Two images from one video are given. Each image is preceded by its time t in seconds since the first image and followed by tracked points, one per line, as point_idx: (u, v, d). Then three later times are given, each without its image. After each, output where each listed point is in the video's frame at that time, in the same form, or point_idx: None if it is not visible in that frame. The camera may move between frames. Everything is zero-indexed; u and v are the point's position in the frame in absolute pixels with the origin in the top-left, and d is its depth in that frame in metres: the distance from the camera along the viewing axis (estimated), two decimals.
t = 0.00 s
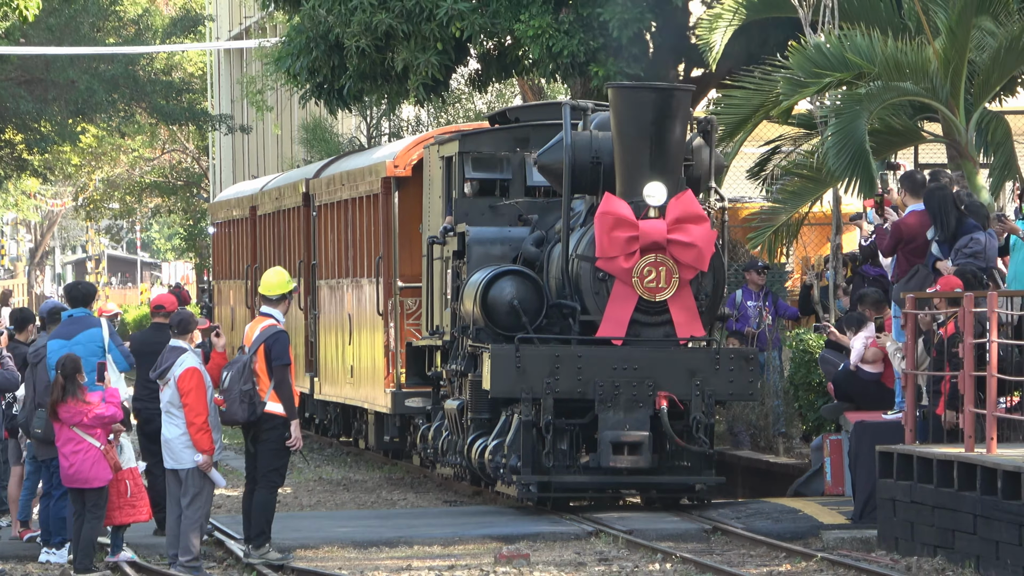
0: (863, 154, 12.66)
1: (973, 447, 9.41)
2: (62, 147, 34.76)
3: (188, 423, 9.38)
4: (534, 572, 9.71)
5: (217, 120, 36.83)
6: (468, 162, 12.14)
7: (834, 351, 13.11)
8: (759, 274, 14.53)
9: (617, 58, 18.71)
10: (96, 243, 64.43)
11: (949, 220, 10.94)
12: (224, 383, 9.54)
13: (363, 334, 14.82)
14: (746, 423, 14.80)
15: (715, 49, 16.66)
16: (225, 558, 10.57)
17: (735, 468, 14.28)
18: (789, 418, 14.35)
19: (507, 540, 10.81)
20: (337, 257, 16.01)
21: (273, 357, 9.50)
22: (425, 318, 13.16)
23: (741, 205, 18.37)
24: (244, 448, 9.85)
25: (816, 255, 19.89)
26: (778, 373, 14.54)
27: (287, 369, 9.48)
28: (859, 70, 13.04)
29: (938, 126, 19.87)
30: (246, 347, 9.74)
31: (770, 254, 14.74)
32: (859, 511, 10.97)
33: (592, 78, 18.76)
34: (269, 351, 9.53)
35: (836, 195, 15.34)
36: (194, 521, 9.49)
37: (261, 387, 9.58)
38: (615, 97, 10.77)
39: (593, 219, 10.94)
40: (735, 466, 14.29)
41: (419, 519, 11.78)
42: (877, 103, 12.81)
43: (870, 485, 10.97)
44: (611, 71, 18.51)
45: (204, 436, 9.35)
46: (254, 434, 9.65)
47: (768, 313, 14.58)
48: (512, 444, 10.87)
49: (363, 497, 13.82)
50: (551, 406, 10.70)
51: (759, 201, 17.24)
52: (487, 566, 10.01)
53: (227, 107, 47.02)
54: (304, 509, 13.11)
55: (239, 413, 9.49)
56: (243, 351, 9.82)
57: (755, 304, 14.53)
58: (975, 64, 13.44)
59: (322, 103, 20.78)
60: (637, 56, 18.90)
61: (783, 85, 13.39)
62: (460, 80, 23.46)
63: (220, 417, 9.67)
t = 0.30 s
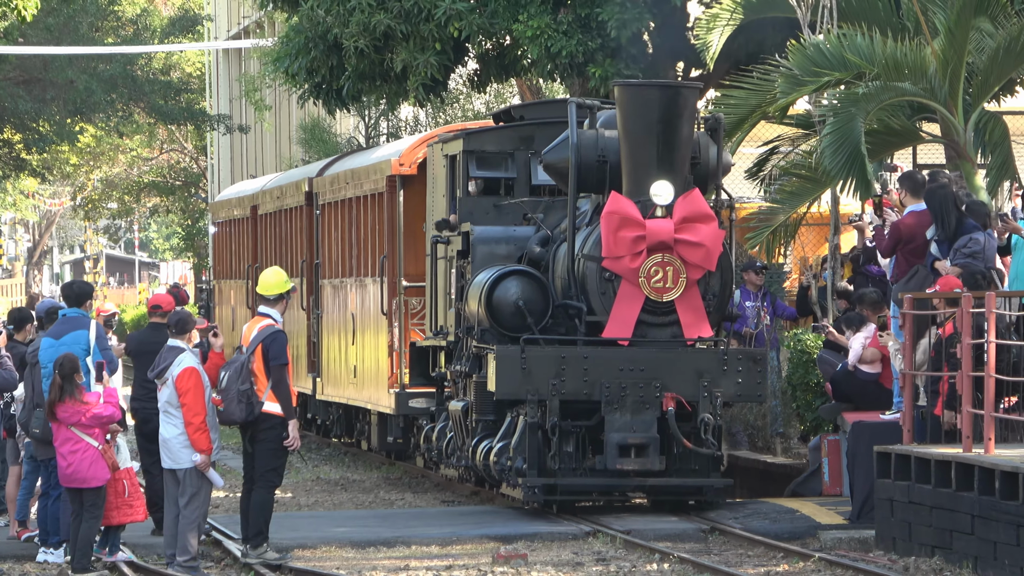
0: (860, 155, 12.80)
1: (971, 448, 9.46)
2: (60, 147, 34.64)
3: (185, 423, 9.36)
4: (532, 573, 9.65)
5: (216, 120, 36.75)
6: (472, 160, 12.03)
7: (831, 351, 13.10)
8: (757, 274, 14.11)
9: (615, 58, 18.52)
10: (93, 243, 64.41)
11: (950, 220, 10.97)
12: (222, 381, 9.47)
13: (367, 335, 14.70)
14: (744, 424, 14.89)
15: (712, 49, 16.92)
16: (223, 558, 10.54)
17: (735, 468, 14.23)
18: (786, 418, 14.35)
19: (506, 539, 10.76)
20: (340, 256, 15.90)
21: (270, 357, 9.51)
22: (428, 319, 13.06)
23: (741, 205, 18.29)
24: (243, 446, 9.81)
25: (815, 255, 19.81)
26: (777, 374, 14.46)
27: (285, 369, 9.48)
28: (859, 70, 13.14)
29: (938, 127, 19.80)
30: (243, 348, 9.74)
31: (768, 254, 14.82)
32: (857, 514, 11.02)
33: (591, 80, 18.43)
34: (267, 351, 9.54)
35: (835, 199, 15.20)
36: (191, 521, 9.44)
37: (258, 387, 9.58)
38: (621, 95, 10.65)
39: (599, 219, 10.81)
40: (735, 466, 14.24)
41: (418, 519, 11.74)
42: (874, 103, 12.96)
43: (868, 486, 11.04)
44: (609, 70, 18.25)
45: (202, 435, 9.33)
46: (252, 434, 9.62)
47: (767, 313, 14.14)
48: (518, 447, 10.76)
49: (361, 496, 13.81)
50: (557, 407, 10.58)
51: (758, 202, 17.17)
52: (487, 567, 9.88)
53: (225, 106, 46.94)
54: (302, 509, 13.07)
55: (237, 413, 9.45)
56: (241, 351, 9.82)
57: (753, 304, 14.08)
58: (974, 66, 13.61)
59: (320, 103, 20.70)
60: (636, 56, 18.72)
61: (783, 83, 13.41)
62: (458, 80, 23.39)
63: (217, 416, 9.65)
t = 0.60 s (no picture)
0: (860, 154, 12.84)
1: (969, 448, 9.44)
2: (57, 146, 34.51)
3: (183, 423, 9.30)
4: (530, 573, 9.60)
5: (213, 119, 36.63)
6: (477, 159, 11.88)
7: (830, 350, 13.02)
8: (756, 274, 14.06)
9: (613, 59, 18.25)
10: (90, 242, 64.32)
11: (950, 220, 10.99)
12: (220, 381, 9.44)
13: (370, 334, 14.55)
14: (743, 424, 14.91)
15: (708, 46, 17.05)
16: (220, 558, 10.51)
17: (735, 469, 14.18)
18: (784, 418, 14.31)
19: (504, 540, 10.71)
20: (343, 255, 15.77)
21: (268, 356, 9.50)
22: (433, 320, 12.97)
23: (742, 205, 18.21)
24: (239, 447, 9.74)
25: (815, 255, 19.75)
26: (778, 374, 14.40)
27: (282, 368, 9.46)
28: (856, 70, 13.31)
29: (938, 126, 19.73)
30: (240, 347, 9.70)
31: (766, 255, 14.66)
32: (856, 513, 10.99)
33: (589, 80, 18.25)
34: (264, 350, 9.52)
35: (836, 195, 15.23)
36: (188, 520, 9.42)
37: (255, 386, 9.54)
38: (627, 92, 10.51)
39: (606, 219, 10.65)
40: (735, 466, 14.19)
41: (416, 520, 11.70)
42: (873, 103, 13.04)
43: (866, 485, 10.99)
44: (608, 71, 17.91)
45: (200, 435, 9.26)
46: (249, 433, 9.58)
47: (764, 313, 13.99)
48: (523, 449, 10.63)
49: (359, 496, 13.78)
50: (562, 410, 10.43)
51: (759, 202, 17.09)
52: (484, 566, 9.82)
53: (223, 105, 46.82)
54: (299, 509, 13.02)
55: (235, 413, 9.41)
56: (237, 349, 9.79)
57: (751, 304, 13.95)
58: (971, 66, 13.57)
59: (318, 103, 20.60)
60: (634, 57, 18.31)
61: (779, 85, 13.60)
62: (456, 80, 23.31)
63: (215, 416, 9.64)
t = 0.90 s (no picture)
0: (860, 154, 12.90)
1: (967, 447, 9.40)
2: (55, 147, 34.34)
3: (181, 422, 9.38)
4: (528, 573, 9.58)
5: (211, 120, 36.47)
6: (481, 158, 11.77)
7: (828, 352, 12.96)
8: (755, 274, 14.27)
9: (611, 59, 18.26)
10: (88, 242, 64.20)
11: (951, 218, 10.87)
12: (217, 382, 9.50)
13: (373, 335, 14.43)
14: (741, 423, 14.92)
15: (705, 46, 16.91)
16: (218, 558, 10.50)
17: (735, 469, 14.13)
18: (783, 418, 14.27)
19: (502, 540, 10.69)
20: (345, 255, 15.65)
21: (266, 357, 9.52)
22: (437, 321, 12.89)
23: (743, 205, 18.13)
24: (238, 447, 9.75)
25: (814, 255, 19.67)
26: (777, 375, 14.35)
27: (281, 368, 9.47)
28: (854, 70, 13.26)
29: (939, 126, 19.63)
30: (237, 348, 9.72)
31: (763, 254, 14.58)
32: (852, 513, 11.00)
33: (587, 80, 18.14)
34: (262, 351, 9.55)
35: (831, 195, 15.12)
36: (187, 520, 9.48)
37: (254, 386, 9.59)
38: (635, 91, 10.38)
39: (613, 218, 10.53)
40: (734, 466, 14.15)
41: (413, 521, 11.68)
42: (872, 103, 13.09)
43: (863, 485, 11.01)
44: (605, 71, 17.92)
45: (198, 435, 9.34)
46: (247, 433, 9.59)
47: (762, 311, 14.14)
48: (529, 452, 10.51)
49: (357, 497, 13.75)
50: (569, 412, 10.31)
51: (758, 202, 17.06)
52: (481, 567, 9.90)
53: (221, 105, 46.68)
54: (297, 510, 12.98)
55: (232, 413, 9.46)
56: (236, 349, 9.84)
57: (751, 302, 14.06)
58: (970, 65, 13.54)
59: (316, 103, 20.48)
60: (632, 57, 18.36)
61: (778, 83, 13.47)
62: (454, 80, 23.19)
63: (210, 416, 9.69)
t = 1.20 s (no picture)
0: (856, 155, 12.91)
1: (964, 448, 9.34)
2: (51, 147, 34.19)
3: (178, 423, 9.33)
4: (525, 572, 9.50)
5: (208, 120, 36.34)
6: (485, 157, 11.67)
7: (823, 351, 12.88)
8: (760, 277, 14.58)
9: (607, 59, 18.15)
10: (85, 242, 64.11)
11: (950, 217, 10.76)
12: (214, 382, 9.52)
13: (375, 334, 14.31)
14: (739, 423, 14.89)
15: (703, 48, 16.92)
16: (215, 558, 10.48)
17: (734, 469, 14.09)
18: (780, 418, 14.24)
19: (498, 540, 10.68)
20: (346, 254, 15.51)
21: (262, 357, 9.51)
22: (439, 321, 12.80)
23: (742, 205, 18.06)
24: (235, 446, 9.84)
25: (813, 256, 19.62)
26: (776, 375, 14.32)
27: (277, 369, 9.48)
28: (852, 70, 13.29)
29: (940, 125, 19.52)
30: (236, 348, 9.70)
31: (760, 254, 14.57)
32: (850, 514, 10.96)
33: (583, 80, 18.03)
34: (259, 351, 9.53)
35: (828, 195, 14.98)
36: (183, 521, 9.45)
37: (250, 387, 9.60)
38: (641, 89, 10.26)
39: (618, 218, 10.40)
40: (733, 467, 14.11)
41: (409, 521, 11.66)
42: (868, 103, 13.09)
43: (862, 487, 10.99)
44: (601, 70, 17.79)
45: (195, 435, 9.31)
46: (244, 433, 9.65)
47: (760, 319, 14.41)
48: (534, 455, 10.40)
49: (353, 497, 13.72)
50: (574, 414, 10.20)
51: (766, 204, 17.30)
52: (479, 566, 9.75)
53: (218, 104, 46.53)
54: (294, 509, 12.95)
55: (229, 413, 9.51)
56: (232, 350, 9.83)
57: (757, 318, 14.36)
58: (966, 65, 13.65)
59: (313, 103, 20.33)
60: (628, 57, 18.37)
61: (775, 83, 13.43)
62: (451, 80, 23.07)
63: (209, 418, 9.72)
